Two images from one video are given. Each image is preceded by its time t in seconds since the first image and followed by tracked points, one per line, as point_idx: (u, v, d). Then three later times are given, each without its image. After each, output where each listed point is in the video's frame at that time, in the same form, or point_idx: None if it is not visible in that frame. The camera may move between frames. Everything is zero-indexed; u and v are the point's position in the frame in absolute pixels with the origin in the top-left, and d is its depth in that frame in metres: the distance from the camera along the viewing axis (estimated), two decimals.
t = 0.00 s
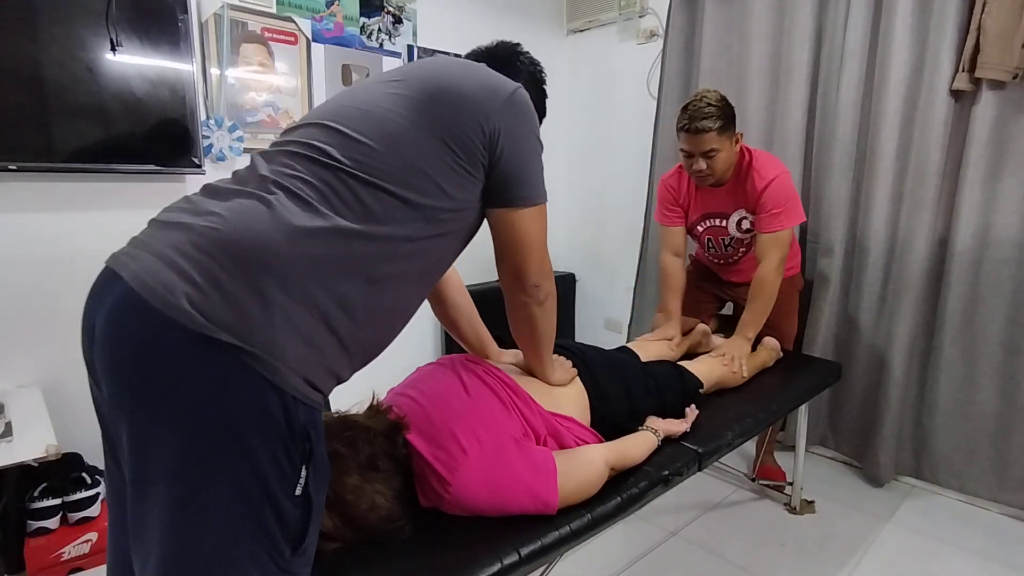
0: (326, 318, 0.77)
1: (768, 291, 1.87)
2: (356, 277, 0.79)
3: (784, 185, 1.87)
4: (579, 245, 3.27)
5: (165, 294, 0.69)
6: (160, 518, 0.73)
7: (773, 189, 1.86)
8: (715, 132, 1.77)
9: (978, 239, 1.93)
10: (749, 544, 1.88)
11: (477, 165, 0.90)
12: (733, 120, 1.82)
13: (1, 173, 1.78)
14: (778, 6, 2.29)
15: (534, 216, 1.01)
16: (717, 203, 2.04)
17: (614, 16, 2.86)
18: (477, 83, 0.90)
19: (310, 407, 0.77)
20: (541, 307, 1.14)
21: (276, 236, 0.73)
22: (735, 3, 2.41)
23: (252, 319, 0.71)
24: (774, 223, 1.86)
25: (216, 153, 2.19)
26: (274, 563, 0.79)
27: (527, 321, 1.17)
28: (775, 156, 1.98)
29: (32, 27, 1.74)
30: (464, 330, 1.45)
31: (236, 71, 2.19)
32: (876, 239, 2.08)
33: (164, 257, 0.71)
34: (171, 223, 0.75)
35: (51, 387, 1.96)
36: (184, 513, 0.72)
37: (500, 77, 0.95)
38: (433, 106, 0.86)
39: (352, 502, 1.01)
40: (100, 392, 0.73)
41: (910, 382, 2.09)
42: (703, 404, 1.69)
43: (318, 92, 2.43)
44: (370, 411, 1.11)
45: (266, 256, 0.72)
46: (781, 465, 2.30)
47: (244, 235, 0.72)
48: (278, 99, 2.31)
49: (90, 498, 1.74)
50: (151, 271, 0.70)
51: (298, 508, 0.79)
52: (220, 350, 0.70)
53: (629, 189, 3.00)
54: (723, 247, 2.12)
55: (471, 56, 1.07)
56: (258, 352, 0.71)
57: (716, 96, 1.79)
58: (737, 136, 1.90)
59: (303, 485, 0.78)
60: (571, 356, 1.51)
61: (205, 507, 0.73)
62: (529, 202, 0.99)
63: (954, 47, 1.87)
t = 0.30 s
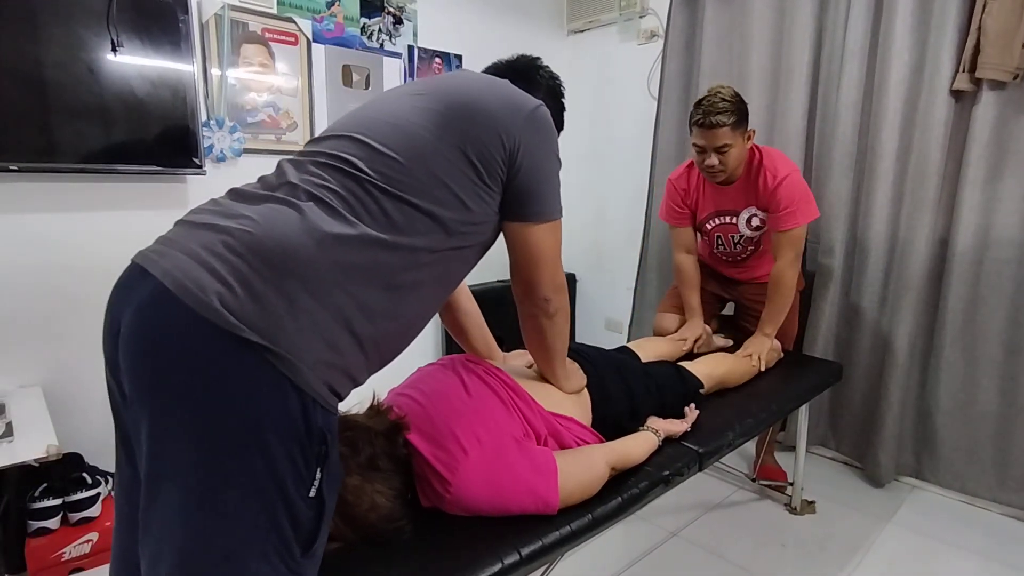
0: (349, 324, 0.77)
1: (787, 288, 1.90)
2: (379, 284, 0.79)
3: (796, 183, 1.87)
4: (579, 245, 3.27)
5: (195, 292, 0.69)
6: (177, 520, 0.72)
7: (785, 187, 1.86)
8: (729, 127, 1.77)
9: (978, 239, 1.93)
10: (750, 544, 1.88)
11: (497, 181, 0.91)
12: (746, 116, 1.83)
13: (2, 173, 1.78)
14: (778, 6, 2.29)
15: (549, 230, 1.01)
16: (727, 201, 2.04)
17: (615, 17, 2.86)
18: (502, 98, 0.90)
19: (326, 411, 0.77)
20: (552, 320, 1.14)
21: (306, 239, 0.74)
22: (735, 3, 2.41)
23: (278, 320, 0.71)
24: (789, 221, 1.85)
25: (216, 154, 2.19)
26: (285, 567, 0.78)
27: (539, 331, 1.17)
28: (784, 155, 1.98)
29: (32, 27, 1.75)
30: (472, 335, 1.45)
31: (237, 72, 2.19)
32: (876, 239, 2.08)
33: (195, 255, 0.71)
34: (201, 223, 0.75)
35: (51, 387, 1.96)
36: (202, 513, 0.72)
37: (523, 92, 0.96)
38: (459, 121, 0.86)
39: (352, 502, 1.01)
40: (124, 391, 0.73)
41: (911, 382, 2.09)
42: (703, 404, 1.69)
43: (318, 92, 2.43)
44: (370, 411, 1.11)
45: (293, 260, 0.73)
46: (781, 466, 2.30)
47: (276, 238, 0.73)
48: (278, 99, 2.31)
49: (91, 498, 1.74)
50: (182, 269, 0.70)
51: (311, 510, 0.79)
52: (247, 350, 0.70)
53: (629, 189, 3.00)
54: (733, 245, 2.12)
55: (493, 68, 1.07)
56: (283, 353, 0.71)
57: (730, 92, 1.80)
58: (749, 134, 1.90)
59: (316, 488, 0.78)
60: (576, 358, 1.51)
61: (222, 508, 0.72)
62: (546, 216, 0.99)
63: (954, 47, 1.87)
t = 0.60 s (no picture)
0: (359, 329, 0.79)
1: (778, 296, 1.86)
2: (388, 291, 0.80)
3: (801, 189, 1.87)
4: (580, 245, 3.27)
5: (209, 293, 0.69)
6: (184, 523, 0.71)
7: (787, 196, 1.84)
8: (727, 140, 1.76)
9: (979, 240, 1.93)
10: (750, 544, 1.88)
11: (505, 191, 0.91)
12: (746, 126, 1.81)
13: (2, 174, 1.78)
14: (779, 7, 2.29)
15: (558, 243, 1.00)
16: (727, 208, 2.04)
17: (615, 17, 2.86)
18: (514, 110, 0.90)
19: (333, 412, 0.79)
20: (561, 329, 1.13)
21: (319, 241, 0.74)
22: (735, 3, 2.41)
23: (291, 323, 0.72)
24: (790, 228, 1.85)
25: (217, 154, 2.19)
26: (291, 568, 0.79)
27: (548, 341, 1.16)
28: (787, 158, 1.97)
29: (33, 28, 1.75)
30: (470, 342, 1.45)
31: (237, 72, 2.19)
32: (877, 239, 2.08)
33: (206, 256, 0.71)
34: (214, 225, 0.75)
35: (52, 387, 1.96)
36: (210, 514, 0.71)
37: (535, 103, 0.96)
38: (471, 131, 0.86)
39: (352, 503, 1.01)
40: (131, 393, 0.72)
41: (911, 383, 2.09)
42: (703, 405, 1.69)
43: (319, 93, 2.43)
44: (370, 411, 1.11)
45: (304, 262, 0.73)
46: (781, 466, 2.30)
47: (287, 241, 0.73)
48: (279, 99, 2.31)
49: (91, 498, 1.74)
50: (195, 270, 0.70)
51: (315, 510, 0.81)
52: (258, 351, 0.70)
53: (630, 190, 3.00)
54: (735, 249, 2.12)
55: (506, 78, 1.07)
56: (296, 355, 0.72)
57: (730, 102, 1.78)
58: (750, 143, 1.89)
59: (321, 488, 0.81)
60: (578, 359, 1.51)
61: (231, 508, 0.72)
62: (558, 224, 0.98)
63: (955, 47, 1.87)
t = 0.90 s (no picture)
0: (319, 323, 0.76)
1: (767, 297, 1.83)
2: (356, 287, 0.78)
3: (797, 191, 1.87)
4: (580, 245, 3.27)
5: (157, 290, 0.68)
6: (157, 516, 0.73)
7: (779, 200, 1.85)
8: (717, 147, 1.76)
9: (979, 240, 1.93)
10: (750, 544, 1.88)
11: (490, 200, 0.91)
12: (737, 132, 1.82)
13: (4, 174, 1.79)
14: (779, 7, 2.29)
15: (552, 254, 1.00)
16: (724, 212, 2.04)
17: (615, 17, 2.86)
18: (503, 119, 0.90)
19: (305, 407, 0.76)
20: (561, 338, 1.13)
21: (280, 237, 0.73)
22: (735, 4, 2.41)
23: (251, 320, 0.70)
24: (785, 229, 1.84)
25: (217, 154, 2.19)
26: (273, 563, 0.78)
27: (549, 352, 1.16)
28: (785, 160, 1.98)
29: (34, 29, 1.75)
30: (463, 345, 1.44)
31: (237, 73, 2.19)
32: (877, 240, 2.08)
33: (160, 253, 0.71)
34: (174, 219, 0.75)
35: (52, 387, 1.96)
36: (184, 506, 0.73)
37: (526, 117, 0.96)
38: (456, 135, 0.86)
39: (352, 503, 1.01)
40: (97, 390, 0.73)
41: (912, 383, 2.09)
42: (703, 405, 1.69)
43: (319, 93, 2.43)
44: (371, 412, 1.11)
45: (263, 256, 0.72)
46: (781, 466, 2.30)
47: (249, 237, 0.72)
48: (279, 100, 2.31)
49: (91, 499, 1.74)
50: (153, 267, 0.69)
51: (295, 508, 0.79)
52: (214, 349, 0.69)
53: (629, 190, 3.00)
54: (734, 252, 2.13)
55: (494, 84, 1.07)
56: (254, 354, 0.70)
57: (719, 108, 1.79)
58: (742, 148, 1.89)
59: (299, 485, 0.78)
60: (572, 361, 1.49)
61: (203, 503, 0.73)
62: (550, 236, 0.99)
63: (955, 47, 1.87)
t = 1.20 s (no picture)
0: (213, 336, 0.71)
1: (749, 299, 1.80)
2: (258, 300, 0.74)
3: (790, 188, 1.85)
4: (580, 246, 3.27)
5: (24, 312, 0.67)
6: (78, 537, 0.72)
7: (769, 197, 1.83)
8: (703, 149, 1.76)
9: (979, 240, 1.93)
10: (750, 545, 1.89)
11: (424, 215, 0.85)
12: (725, 132, 1.81)
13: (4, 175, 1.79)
14: (779, 8, 2.29)
15: (514, 275, 0.94)
16: (718, 213, 2.05)
17: (615, 18, 2.87)
18: (451, 135, 0.86)
19: (214, 422, 0.71)
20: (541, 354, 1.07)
21: (164, 245, 0.69)
22: (734, 4, 2.41)
23: (129, 337, 0.67)
24: (772, 228, 1.81)
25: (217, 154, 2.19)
26: None
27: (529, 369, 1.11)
28: (779, 160, 1.97)
29: (34, 30, 1.75)
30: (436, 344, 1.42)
31: (238, 73, 2.19)
32: (877, 240, 2.09)
33: (33, 272, 0.69)
34: (59, 228, 0.73)
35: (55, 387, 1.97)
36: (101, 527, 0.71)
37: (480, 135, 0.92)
38: (394, 147, 0.82)
39: (351, 506, 1.01)
40: None
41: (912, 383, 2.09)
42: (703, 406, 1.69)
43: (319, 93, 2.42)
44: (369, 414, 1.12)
45: (140, 268, 0.68)
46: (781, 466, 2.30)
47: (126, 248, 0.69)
48: (279, 100, 2.31)
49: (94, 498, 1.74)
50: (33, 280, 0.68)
51: (228, 526, 0.74)
52: (88, 372, 0.66)
53: (629, 190, 3.00)
54: (731, 254, 2.12)
55: (444, 89, 1.03)
56: (131, 373, 0.67)
57: (705, 111, 1.79)
58: (732, 149, 1.88)
59: (225, 503, 0.73)
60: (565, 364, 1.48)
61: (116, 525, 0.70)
62: (506, 256, 0.92)
63: (955, 48, 1.87)
